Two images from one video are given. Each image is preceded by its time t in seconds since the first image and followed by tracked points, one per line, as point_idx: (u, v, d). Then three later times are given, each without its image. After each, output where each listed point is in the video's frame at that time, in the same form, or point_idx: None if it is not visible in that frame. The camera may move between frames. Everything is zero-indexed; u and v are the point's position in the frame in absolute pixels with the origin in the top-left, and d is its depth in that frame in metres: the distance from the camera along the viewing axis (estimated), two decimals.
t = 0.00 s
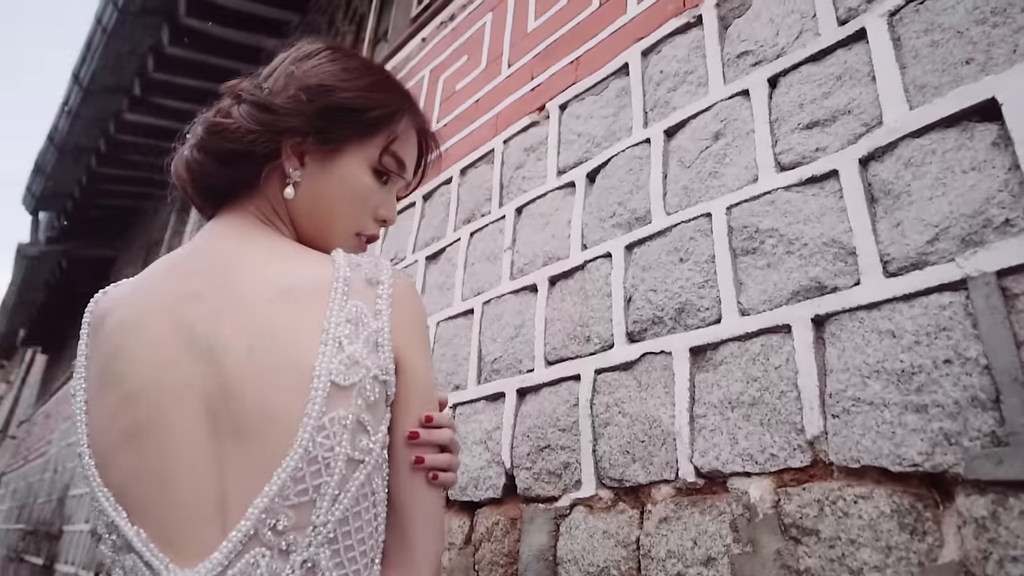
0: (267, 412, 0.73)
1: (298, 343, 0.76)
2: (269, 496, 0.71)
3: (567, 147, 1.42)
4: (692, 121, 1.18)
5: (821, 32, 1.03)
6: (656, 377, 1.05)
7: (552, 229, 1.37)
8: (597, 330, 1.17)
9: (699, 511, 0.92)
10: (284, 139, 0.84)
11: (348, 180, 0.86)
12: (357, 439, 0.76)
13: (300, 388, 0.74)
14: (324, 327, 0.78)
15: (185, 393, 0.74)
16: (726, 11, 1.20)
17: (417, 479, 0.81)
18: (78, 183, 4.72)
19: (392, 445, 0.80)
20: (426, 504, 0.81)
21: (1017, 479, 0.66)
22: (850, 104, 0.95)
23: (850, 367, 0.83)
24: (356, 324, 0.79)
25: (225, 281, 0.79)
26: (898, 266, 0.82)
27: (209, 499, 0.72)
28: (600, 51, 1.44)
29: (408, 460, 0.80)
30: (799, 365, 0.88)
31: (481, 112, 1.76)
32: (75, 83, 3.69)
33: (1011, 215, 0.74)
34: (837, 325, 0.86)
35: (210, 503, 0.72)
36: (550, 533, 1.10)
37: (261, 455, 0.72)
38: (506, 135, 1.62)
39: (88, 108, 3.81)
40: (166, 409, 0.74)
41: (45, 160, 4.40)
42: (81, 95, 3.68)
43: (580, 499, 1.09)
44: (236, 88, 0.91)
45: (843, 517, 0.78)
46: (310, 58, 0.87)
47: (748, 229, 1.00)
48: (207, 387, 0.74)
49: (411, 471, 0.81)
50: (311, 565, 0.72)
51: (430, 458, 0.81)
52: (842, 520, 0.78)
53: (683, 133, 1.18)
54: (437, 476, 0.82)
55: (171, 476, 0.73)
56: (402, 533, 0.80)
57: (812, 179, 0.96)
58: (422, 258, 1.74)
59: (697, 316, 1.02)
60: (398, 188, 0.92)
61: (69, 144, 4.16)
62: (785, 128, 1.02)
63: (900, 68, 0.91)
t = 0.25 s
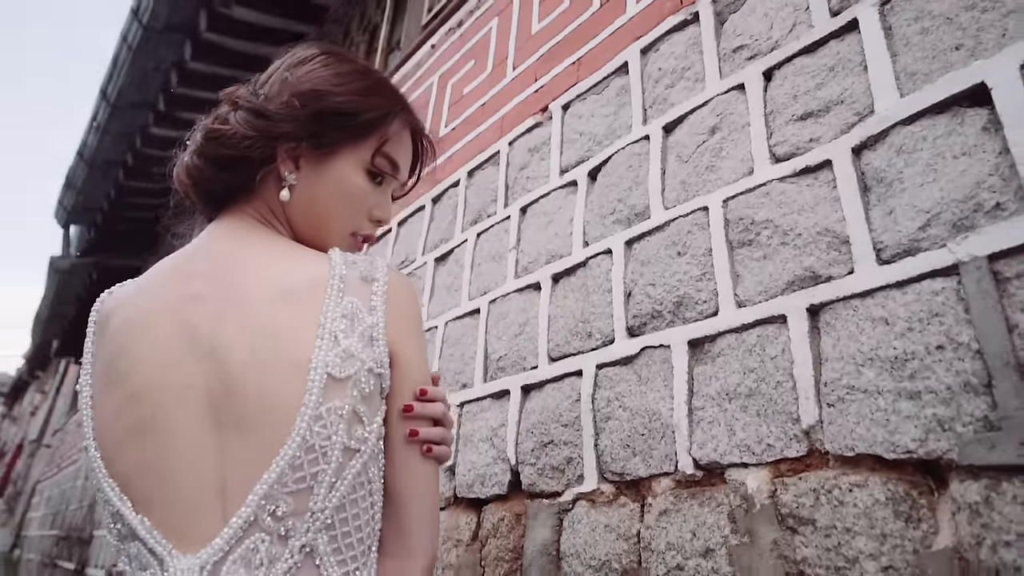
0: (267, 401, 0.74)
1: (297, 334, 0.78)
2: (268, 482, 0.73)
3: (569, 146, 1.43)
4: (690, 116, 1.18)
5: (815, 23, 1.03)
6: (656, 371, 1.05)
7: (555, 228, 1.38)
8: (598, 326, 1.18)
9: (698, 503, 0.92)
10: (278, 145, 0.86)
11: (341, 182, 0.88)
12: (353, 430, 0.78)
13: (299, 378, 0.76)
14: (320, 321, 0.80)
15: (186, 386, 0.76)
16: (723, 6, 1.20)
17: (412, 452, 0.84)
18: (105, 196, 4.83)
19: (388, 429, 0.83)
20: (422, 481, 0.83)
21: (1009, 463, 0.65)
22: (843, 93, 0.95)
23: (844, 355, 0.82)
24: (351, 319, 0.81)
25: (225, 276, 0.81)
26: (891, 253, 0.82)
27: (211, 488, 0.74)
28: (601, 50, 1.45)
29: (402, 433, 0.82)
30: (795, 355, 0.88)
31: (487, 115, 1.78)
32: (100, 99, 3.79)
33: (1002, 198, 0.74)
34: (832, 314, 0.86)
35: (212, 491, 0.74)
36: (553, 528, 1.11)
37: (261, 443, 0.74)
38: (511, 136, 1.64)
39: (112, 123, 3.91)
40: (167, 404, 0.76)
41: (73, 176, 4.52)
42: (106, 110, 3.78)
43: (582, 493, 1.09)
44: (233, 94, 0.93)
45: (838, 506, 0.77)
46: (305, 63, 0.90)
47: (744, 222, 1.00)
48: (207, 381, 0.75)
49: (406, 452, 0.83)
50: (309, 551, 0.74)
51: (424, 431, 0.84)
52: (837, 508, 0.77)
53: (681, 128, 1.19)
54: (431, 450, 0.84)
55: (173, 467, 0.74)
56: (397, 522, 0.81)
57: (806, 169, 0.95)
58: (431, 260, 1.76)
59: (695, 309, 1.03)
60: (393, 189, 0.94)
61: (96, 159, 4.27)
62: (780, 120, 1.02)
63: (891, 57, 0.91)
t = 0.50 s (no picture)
0: (267, 386, 0.76)
1: (295, 322, 0.80)
2: (268, 465, 0.74)
3: (570, 144, 1.45)
4: (685, 110, 1.19)
5: (806, 13, 1.03)
6: (652, 361, 1.06)
7: (557, 224, 1.39)
8: (597, 319, 1.19)
9: (692, 490, 0.93)
10: (274, 145, 0.90)
11: (336, 181, 0.91)
12: (348, 416, 0.80)
13: (297, 364, 0.78)
14: (316, 313, 0.82)
15: (190, 371, 0.77)
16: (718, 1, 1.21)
17: (405, 424, 0.86)
18: (129, 207, 4.94)
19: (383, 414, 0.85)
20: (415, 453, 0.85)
21: (989, 441, 0.66)
22: (833, 82, 0.96)
23: (833, 339, 0.83)
24: (346, 311, 0.83)
25: (228, 268, 0.83)
26: (877, 238, 0.82)
27: (213, 470, 0.75)
28: (601, 48, 1.47)
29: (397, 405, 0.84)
30: (785, 341, 0.88)
31: (492, 116, 1.80)
32: (123, 111, 3.89)
33: (984, 179, 0.74)
34: (820, 300, 0.86)
35: (213, 474, 0.75)
36: (553, 519, 1.12)
37: (261, 427, 0.75)
38: (514, 135, 1.66)
39: (135, 134, 4.00)
40: (168, 390, 0.77)
41: (98, 186, 4.64)
42: (128, 121, 3.87)
43: (581, 484, 1.10)
44: (230, 97, 0.97)
45: (826, 488, 0.78)
46: (298, 66, 0.93)
47: (737, 212, 1.01)
48: (206, 367, 0.77)
49: (401, 436, 0.85)
50: (307, 532, 0.75)
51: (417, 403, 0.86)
52: (824, 491, 0.78)
53: (678, 122, 1.20)
54: (425, 422, 0.86)
55: (174, 451, 0.76)
56: (394, 507, 0.84)
57: (797, 158, 0.96)
58: (438, 260, 1.79)
59: (690, 299, 1.04)
60: (387, 186, 0.97)
61: (119, 170, 4.37)
62: (772, 110, 1.03)
63: (879, 44, 0.91)
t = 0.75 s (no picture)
0: (267, 378, 0.77)
1: (295, 316, 0.81)
2: (268, 452, 0.75)
3: (570, 141, 1.47)
4: (679, 104, 1.20)
5: (794, 5, 1.04)
6: (647, 352, 1.07)
7: (557, 220, 1.41)
8: (595, 312, 1.21)
9: (684, 477, 0.94)
10: (274, 147, 0.91)
11: (334, 180, 0.92)
12: (345, 405, 0.81)
13: (296, 356, 0.79)
14: (315, 307, 0.83)
15: (192, 363, 0.78)
16: None
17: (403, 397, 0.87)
18: (153, 216, 5.06)
19: (381, 400, 0.86)
20: (413, 424, 0.87)
21: (966, 419, 0.66)
22: (818, 72, 0.97)
23: (819, 324, 0.84)
24: (343, 304, 0.84)
25: (230, 263, 0.85)
26: (860, 223, 0.83)
27: (215, 459, 0.76)
28: (599, 47, 1.49)
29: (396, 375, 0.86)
30: (772, 328, 0.89)
31: (496, 116, 1.83)
32: (145, 123, 3.99)
33: (962, 162, 0.75)
34: (807, 287, 0.87)
35: (216, 463, 0.76)
36: (552, 509, 1.13)
37: (262, 417, 0.76)
38: (517, 134, 1.69)
39: (157, 145, 4.11)
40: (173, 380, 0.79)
41: (122, 197, 4.75)
42: (150, 133, 3.97)
43: (580, 474, 1.12)
44: (232, 101, 0.99)
45: (811, 472, 0.79)
46: (297, 69, 0.95)
47: (727, 203, 1.02)
48: (209, 358, 0.78)
49: (399, 421, 0.86)
50: (306, 516, 0.77)
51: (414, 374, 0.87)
52: (810, 475, 0.79)
53: (671, 116, 1.21)
54: (421, 394, 0.88)
55: (178, 439, 0.77)
56: (391, 496, 0.86)
57: (784, 147, 0.97)
58: (445, 259, 1.82)
59: (682, 290, 1.05)
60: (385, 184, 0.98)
61: (143, 180, 4.47)
62: (761, 102, 1.04)
63: (862, 33, 0.92)
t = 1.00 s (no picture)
0: (267, 371, 0.77)
1: (294, 310, 0.80)
2: (269, 440, 0.75)
3: (570, 142, 1.50)
4: (672, 102, 1.23)
5: (781, 2, 1.06)
6: (641, 345, 1.09)
7: (558, 220, 1.44)
8: (592, 308, 1.23)
9: (675, 466, 0.96)
10: (275, 151, 0.91)
11: (334, 182, 0.91)
12: (344, 395, 0.80)
13: (295, 350, 0.78)
14: (315, 302, 0.82)
15: (194, 356, 0.78)
16: None
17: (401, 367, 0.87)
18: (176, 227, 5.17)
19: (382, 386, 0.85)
20: (411, 396, 0.87)
21: (938, 400, 0.68)
22: (804, 67, 0.98)
23: (803, 313, 0.85)
24: (343, 300, 0.83)
25: (231, 260, 0.84)
26: (842, 213, 0.85)
27: (216, 450, 0.76)
28: (598, 49, 1.52)
29: (394, 348, 0.85)
30: (759, 318, 0.91)
31: (501, 120, 1.87)
32: (167, 136, 4.10)
33: (937, 151, 0.76)
34: (792, 277, 0.89)
35: (219, 453, 0.76)
36: (551, 501, 1.15)
37: (265, 406, 0.76)
38: (520, 137, 1.72)
39: (179, 157, 4.21)
40: (177, 372, 0.78)
41: (145, 209, 4.87)
42: (172, 145, 4.08)
43: (578, 466, 1.14)
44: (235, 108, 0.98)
45: (794, 457, 0.80)
46: (297, 76, 0.94)
47: (716, 197, 1.04)
48: (211, 348, 0.78)
49: (399, 408, 0.85)
50: (307, 501, 0.76)
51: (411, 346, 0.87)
52: (794, 459, 0.80)
53: (665, 115, 1.23)
54: (419, 364, 0.87)
55: (183, 429, 0.77)
56: (392, 485, 0.85)
57: (771, 142, 0.99)
58: (452, 261, 1.85)
59: (675, 284, 1.07)
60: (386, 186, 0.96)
61: (165, 192, 4.59)
62: (749, 98, 1.06)
63: (844, 27, 0.93)
